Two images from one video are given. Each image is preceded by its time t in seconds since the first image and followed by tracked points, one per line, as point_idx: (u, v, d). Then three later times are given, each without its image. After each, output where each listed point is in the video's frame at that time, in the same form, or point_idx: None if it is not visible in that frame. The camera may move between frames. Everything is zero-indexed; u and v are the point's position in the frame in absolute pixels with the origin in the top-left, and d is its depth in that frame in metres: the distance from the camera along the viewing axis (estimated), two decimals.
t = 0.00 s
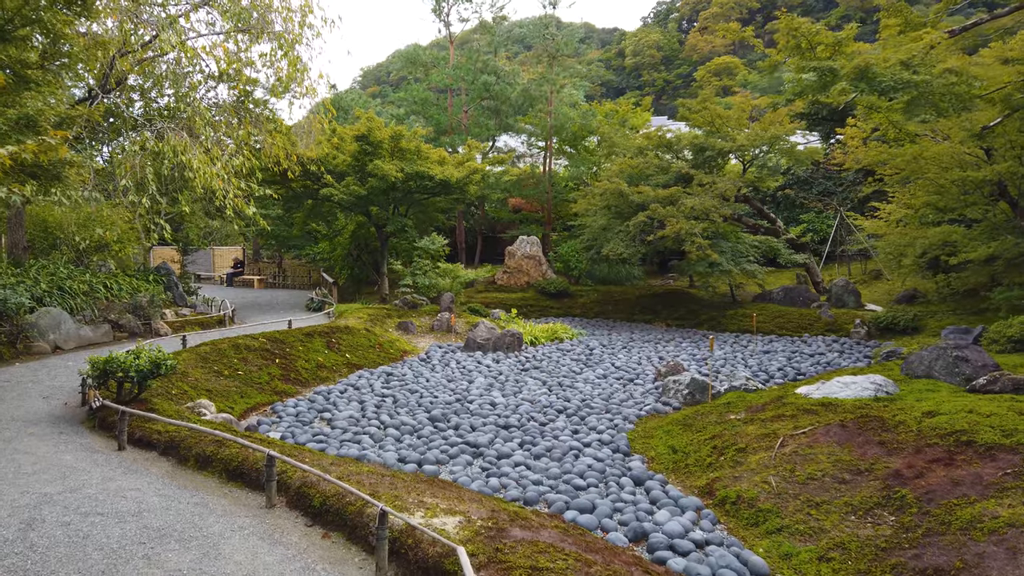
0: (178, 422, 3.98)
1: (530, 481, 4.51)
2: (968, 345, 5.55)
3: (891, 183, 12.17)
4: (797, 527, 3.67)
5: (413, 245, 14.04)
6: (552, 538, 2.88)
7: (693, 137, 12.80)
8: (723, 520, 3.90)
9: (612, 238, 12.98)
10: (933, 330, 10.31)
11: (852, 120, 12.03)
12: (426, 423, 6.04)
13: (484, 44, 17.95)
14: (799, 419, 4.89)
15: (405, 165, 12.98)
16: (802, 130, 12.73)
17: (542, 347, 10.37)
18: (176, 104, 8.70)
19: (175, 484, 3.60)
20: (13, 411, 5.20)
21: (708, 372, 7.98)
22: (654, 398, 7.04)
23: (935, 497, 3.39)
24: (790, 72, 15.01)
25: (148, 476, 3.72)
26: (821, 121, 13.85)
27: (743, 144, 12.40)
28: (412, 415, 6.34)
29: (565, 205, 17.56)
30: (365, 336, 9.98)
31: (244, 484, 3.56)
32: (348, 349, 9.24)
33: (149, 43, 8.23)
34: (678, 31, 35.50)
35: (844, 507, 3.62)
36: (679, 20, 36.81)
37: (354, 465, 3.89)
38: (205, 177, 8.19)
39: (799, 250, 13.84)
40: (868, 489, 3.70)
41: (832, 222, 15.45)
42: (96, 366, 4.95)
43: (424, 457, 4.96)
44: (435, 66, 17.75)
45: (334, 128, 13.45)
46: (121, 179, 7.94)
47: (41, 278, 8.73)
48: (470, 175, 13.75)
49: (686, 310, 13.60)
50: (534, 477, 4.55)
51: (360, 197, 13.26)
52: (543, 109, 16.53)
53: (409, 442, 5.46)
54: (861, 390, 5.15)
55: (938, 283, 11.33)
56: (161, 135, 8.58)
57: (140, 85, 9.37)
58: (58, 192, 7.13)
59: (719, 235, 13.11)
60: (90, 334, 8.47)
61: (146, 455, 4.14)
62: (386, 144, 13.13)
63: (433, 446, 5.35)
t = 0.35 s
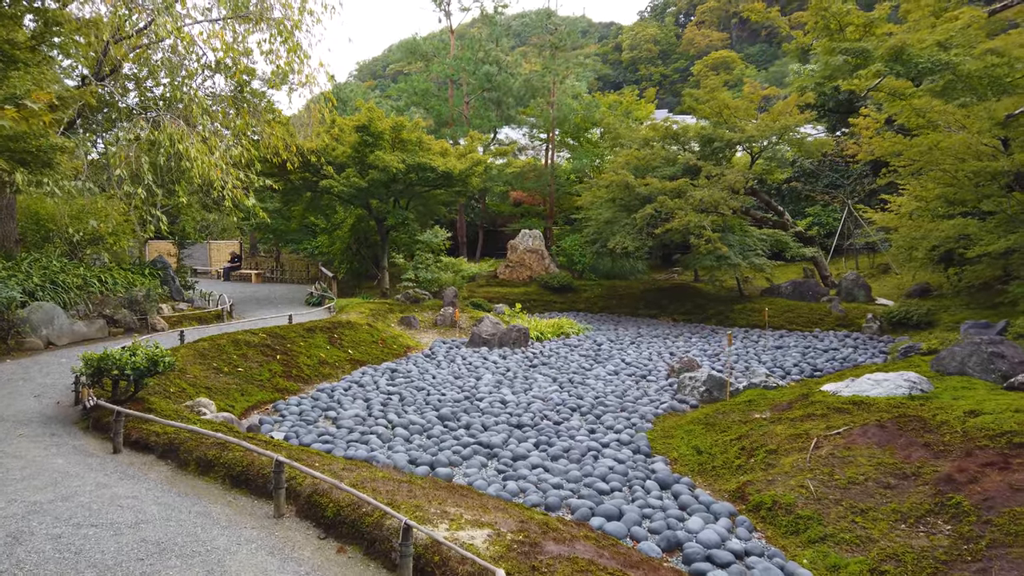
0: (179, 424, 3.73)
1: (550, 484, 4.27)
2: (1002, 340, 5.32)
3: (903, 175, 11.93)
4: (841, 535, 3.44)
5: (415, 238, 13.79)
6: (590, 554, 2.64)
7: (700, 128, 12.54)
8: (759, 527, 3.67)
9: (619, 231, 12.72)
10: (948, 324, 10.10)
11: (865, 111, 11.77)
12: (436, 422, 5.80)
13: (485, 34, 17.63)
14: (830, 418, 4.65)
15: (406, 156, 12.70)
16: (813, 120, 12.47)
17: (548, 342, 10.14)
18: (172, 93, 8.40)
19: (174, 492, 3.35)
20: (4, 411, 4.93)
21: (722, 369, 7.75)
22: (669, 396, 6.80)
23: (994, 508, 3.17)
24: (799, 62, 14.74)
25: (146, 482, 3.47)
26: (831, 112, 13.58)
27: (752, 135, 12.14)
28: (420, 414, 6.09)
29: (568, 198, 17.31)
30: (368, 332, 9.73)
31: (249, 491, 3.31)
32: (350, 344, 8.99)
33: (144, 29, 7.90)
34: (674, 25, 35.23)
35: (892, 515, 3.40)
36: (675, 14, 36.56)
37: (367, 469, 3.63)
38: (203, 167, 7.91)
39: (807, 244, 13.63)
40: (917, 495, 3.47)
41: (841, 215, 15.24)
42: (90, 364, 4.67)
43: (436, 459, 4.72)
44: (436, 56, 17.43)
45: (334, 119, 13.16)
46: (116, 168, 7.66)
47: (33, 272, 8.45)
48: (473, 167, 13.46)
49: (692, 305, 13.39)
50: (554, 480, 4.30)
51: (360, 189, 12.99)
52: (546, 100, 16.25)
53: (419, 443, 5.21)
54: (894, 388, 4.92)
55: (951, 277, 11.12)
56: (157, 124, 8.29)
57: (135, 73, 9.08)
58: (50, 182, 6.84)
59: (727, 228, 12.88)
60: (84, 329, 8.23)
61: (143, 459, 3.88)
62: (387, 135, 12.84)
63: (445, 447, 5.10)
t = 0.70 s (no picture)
0: (178, 439, 3.46)
1: (574, 500, 4.00)
2: None
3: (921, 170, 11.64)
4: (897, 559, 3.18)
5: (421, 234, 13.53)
6: None
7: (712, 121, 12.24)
8: (804, 548, 3.40)
9: (629, 227, 12.43)
10: (969, 322, 9.84)
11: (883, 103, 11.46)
12: (448, 428, 5.53)
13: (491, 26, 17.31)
14: (870, 427, 4.39)
15: (411, 151, 12.41)
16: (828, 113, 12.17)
17: (559, 342, 9.88)
18: (171, 86, 8.11)
19: (174, 514, 3.08)
20: None
21: (742, 371, 7.48)
22: (689, 399, 6.53)
23: None
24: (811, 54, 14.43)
25: (145, 503, 3.21)
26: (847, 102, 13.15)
27: (767, 129, 11.83)
28: (431, 420, 5.83)
29: (574, 193, 17.02)
30: (373, 331, 9.47)
31: (256, 513, 3.05)
32: (355, 344, 8.72)
33: (141, 18, 7.59)
34: (676, 19, 34.85)
35: (953, 537, 3.16)
36: (676, 9, 36.20)
37: (383, 486, 3.37)
38: (204, 161, 7.62)
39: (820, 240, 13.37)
40: (979, 516, 3.24)
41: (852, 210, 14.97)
42: (84, 371, 4.40)
43: (452, 471, 4.45)
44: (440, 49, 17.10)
45: (337, 113, 12.86)
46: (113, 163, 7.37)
47: (28, 270, 8.17)
48: (479, 162, 13.16)
49: (703, 302, 13.13)
50: (578, 495, 4.04)
51: (364, 184, 12.71)
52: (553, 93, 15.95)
53: (432, 452, 4.95)
54: (935, 394, 4.66)
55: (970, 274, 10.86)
56: (156, 118, 7.99)
57: (133, 64, 8.77)
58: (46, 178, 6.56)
59: (739, 224, 12.60)
60: (81, 329, 7.97)
61: (141, 475, 3.61)
62: (391, 129, 12.55)
63: (460, 457, 4.83)
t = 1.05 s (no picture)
0: (187, 445, 3.20)
1: (608, 507, 3.74)
2: None
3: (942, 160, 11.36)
4: None
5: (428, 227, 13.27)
6: None
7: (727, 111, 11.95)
8: (863, 562, 3.15)
9: (641, 219, 12.15)
10: (993, 317, 9.59)
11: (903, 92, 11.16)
12: (466, 429, 5.27)
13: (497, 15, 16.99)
14: (920, 430, 4.13)
15: (418, 141, 12.13)
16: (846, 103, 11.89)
17: (572, 337, 9.62)
18: (174, 72, 7.82)
19: (182, 528, 2.83)
20: None
21: (766, 368, 7.22)
22: (715, 398, 6.26)
23: None
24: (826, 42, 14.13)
25: (150, 515, 2.95)
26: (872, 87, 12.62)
27: (783, 118, 11.55)
28: (448, 420, 5.56)
29: (582, 185, 16.75)
30: (382, 326, 9.21)
31: (272, 528, 2.80)
32: (363, 340, 8.46)
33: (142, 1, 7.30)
34: (677, 12, 34.46)
35: None
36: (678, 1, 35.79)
37: (407, 497, 3.11)
38: (209, 150, 7.34)
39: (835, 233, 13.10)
40: None
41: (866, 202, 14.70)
42: (83, 370, 4.13)
43: (474, 476, 4.19)
44: (445, 38, 16.79)
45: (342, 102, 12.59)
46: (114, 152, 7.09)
47: (26, 263, 7.91)
48: (488, 153, 12.87)
49: (715, 297, 12.87)
50: (612, 503, 3.78)
51: (370, 176, 12.43)
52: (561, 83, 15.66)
53: (451, 455, 4.69)
54: (985, 395, 4.40)
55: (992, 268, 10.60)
56: (157, 105, 7.71)
57: (134, 50, 8.47)
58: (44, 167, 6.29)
59: (753, 216, 12.32)
60: (80, 325, 7.70)
61: (145, 483, 3.36)
62: (398, 119, 12.27)
63: (481, 460, 4.57)
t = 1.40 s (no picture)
0: (191, 460, 2.95)
1: (641, 523, 3.48)
2: None
3: (962, 154, 11.08)
4: None
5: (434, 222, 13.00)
6: None
7: (741, 103, 11.67)
8: None
9: (653, 214, 11.88)
10: (1017, 315, 9.33)
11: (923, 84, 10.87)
12: (482, 434, 5.02)
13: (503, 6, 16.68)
14: (971, 439, 3.88)
15: (424, 134, 11.86)
16: (862, 95, 11.60)
17: (584, 335, 9.37)
18: (175, 61, 7.55)
19: (187, 552, 2.58)
20: None
21: (789, 369, 6.96)
22: (739, 401, 6.00)
23: None
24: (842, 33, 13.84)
25: (151, 536, 2.70)
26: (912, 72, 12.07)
27: (799, 111, 11.28)
28: (462, 424, 5.31)
29: (589, 180, 16.48)
30: (389, 325, 8.96)
31: (285, 553, 2.56)
32: (370, 339, 8.21)
33: None
34: (679, 6, 34.06)
35: None
36: None
37: (432, 517, 2.86)
38: (211, 143, 7.07)
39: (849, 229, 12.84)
40: None
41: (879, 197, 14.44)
42: (80, 374, 3.87)
43: (496, 487, 3.93)
44: (450, 29, 16.49)
45: (346, 94, 12.31)
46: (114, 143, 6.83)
47: (22, 259, 7.64)
48: (495, 147, 12.58)
49: (727, 293, 12.61)
50: (646, 517, 3.52)
51: (375, 170, 12.16)
52: (569, 75, 15.38)
53: (469, 463, 4.43)
54: None
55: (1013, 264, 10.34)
56: (158, 96, 7.44)
57: (134, 38, 8.20)
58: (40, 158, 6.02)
59: (767, 211, 12.05)
60: (78, 323, 7.45)
61: (147, 497, 3.11)
62: (403, 112, 11.98)
63: (501, 469, 4.31)
